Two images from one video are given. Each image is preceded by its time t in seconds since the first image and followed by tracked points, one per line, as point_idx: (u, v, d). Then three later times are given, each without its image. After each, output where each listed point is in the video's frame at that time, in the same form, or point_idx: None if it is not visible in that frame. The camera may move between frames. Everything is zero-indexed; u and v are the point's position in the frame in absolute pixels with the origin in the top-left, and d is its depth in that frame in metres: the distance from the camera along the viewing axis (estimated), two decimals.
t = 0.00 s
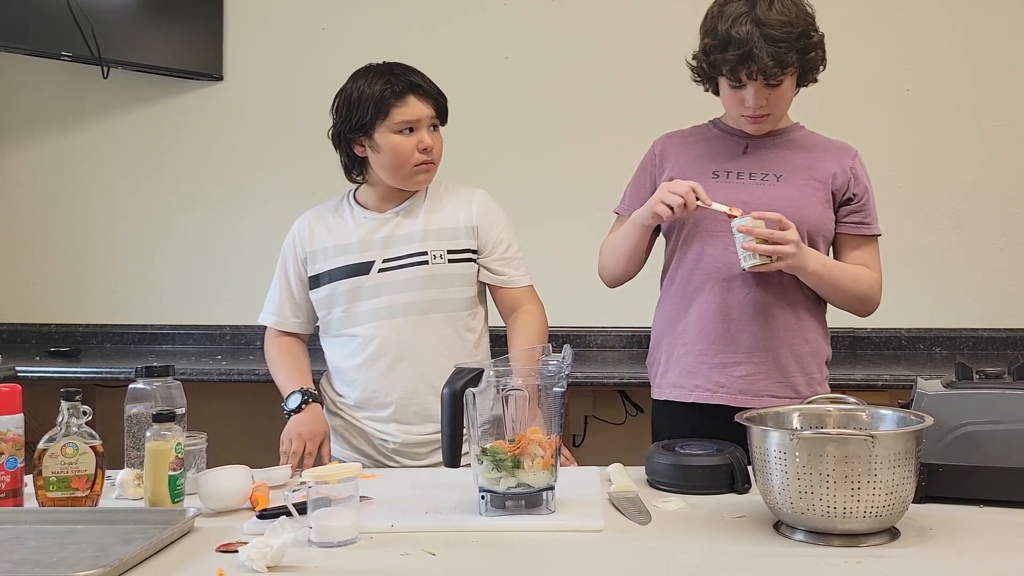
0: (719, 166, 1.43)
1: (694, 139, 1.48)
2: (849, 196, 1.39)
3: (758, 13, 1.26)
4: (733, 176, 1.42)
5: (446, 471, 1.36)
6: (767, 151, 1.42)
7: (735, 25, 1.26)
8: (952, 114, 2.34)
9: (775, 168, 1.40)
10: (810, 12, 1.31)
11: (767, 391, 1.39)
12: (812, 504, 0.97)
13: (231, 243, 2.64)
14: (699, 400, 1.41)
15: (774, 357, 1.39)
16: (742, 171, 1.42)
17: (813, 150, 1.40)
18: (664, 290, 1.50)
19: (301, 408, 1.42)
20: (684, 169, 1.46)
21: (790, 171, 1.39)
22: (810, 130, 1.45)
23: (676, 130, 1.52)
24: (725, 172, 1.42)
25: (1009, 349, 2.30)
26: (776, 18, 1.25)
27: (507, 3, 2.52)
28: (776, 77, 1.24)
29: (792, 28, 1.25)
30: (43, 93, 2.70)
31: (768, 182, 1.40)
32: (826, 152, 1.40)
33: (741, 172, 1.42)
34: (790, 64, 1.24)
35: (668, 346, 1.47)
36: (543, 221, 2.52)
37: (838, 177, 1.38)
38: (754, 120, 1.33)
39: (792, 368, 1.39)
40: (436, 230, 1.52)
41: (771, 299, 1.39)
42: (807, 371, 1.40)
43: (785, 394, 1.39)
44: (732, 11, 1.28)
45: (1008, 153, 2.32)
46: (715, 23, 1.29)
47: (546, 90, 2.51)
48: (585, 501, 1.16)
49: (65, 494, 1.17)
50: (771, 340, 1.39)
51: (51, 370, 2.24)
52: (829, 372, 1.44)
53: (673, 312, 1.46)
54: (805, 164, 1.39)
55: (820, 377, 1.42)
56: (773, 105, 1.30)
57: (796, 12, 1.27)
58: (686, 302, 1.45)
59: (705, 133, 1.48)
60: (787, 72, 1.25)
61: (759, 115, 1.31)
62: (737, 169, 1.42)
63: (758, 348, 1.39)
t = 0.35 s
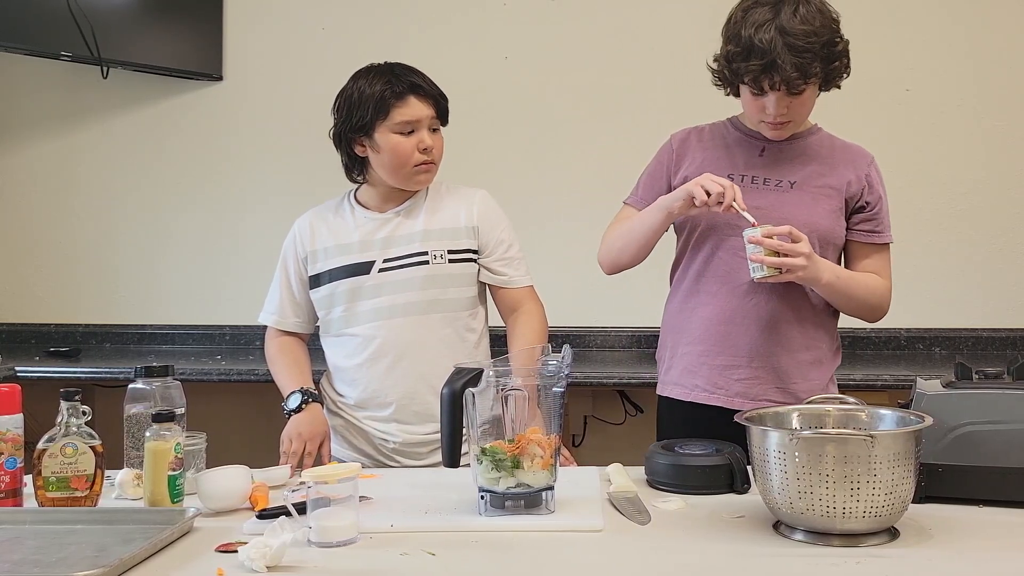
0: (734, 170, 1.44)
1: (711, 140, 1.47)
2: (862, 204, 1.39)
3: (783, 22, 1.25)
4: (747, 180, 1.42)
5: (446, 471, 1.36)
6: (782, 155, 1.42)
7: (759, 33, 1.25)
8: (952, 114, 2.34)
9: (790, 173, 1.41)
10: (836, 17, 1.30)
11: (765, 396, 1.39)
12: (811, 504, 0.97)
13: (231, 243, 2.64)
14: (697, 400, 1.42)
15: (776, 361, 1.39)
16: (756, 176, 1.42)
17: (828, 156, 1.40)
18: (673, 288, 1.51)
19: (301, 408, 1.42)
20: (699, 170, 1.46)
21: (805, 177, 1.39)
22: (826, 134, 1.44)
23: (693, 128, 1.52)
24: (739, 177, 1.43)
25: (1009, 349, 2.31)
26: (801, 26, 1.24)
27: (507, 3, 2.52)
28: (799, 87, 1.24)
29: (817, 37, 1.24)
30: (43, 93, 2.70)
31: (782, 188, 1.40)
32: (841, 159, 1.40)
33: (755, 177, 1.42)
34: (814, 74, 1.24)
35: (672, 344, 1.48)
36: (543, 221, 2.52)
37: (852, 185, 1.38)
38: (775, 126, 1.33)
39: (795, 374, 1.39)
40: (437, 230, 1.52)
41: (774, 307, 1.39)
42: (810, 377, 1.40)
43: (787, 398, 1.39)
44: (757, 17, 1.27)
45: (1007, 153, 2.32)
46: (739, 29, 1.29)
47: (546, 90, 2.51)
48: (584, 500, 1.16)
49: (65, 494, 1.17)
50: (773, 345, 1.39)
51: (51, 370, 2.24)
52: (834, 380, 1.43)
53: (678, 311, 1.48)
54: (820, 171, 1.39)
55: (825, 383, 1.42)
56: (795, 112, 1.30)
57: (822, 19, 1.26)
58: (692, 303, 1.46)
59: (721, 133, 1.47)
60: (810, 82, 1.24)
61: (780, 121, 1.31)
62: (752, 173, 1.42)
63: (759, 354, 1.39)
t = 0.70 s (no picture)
0: (736, 172, 1.44)
1: (712, 142, 1.48)
2: (866, 202, 1.39)
3: (769, 27, 1.25)
4: (748, 182, 1.42)
5: (446, 470, 1.36)
6: (784, 155, 1.42)
7: (746, 41, 1.26)
8: (952, 114, 2.34)
9: (791, 174, 1.41)
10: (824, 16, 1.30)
11: (767, 397, 1.39)
12: (811, 504, 0.97)
13: (231, 242, 2.64)
14: (699, 400, 1.42)
15: (778, 362, 1.39)
16: (757, 177, 1.42)
17: (830, 155, 1.40)
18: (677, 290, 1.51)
19: (303, 408, 1.42)
20: (701, 173, 1.46)
21: (806, 177, 1.39)
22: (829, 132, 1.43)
23: (695, 131, 1.52)
24: (740, 178, 1.43)
25: (1009, 349, 2.31)
26: (787, 29, 1.25)
27: (507, 4, 2.52)
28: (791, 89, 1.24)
29: (804, 38, 1.24)
30: (43, 93, 2.70)
31: (784, 189, 1.40)
32: (843, 158, 1.39)
33: (757, 178, 1.42)
34: (805, 75, 1.23)
35: (675, 345, 1.48)
36: (543, 221, 2.52)
37: (854, 183, 1.38)
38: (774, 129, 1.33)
39: (797, 375, 1.39)
40: (439, 230, 1.52)
41: (776, 306, 1.39)
42: (812, 378, 1.39)
43: (788, 399, 1.39)
44: (742, 25, 1.28)
45: (1007, 153, 2.32)
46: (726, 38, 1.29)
47: (546, 90, 2.51)
48: (585, 501, 1.16)
49: (65, 494, 1.17)
50: (775, 345, 1.39)
51: (51, 370, 2.24)
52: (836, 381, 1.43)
53: (681, 312, 1.48)
54: (821, 171, 1.39)
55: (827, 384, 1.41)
56: (792, 114, 1.30)
57: (809, 20, 1.26)
58: (694, 304, 1.46)
59: (723, 135, 1.47)
60: (802, 83, 1.24)
61: (779, 124, 1.31)
62: (753, 175, 1.43)
63: (760, 354, 1.39)
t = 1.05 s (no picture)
0: (726, 174, 1.45)
1: (703, 147, 1.49)
2: (859, 193, 1.37)
3: (729, 30, 1.27)
4: (738, 184, 1.43)
5: (447, 470, 1.36)
6: (773, 154, 1.42)
7: (708, 48, 1.28)
8: (952, 114, 2.34)
9: (780, 172, 1.41)
10: (790, 13, 1.30)
11: (767, 395, 1.38)
12: (812, 504, 0.97)
13: (231, 243, 2.64)
14: (700, 402, 1.42)
15: (776, 360, 1.38)
16: (748, 178, 1.43)
17: (820, 151, 1.39)
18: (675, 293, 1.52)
19: (303, 408, 1.42)
20: (692, 179, 1.48)
21: (796, 174, 1.39)
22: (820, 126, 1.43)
23: (689, 138, 1.54)
24: (732, 180, 1.44)
25: (1009, 349, 2.30)
26: (748, 32, 1.25)
27: (506, 3, 2.52)
28: (756, 89, 1.26)
29: (765, 39, 1.25)
30: (43, 93, 2.70)
31: (774, 188, 1.40)
32: (834, 152, 1.39)
33: (746, 179, 1.43)
34: (768, 74, 1.25)
35: (675, 348, 1.48)
36: (543, 220, 2.52)
37: (844, 177, 1.37)
38: (751, 129, 1.35)
39: (797, 372, 1.38)
40: (440, 230, 1.52)
41: (770, 304, 1.38)
42: (811, 375, 1.38)
43: (789, 397, 1.38)
44: (705, 30, 1.30)
45: (1007, 153, 2.32)
46: (690, 45, 1.32)
47: (546, 90, 2.51)
48: (585, 500, 1.16)
49: (65, 494, 1.17)
50: (773, 344, 1.39)
51: (51, 370, 2.24)
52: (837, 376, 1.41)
53: (680, 315, 1.48)
54: (811, 167, 1.39)
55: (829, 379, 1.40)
56: (766, 112, 1.31)
57: (771, 20, 1.27)
58: (690, 307, 1.46)
59: (714, 140, 1.49)
60: (767, 82, 1.26)
61: (753, 124, 1.33)
62: (744, 176, 1.43)
63: (758, 353, 1.39)
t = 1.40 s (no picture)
0: (716, 175, 1.45)
1: (696, 150, 1.50)
2: (849, 184, 1.36)
3: (699, 31, 1.29)
4: (729, 183, 1.44)
5: (447, 470, 1.36)
6: (761, 152, 1.42)
7: (680, 50, 1.30)
8: (952, 114, 2.34)
9: (770, 170, 1.41)
10: (762, 13, 1.32)
11: (765, 392, 1.38)
12: (812, 504, 0.97)
13: (231, 243, 2.64)
14: (698, 401, 1.43)
15: (772, 356, 1.38)
16: (738, 177, 1.43)
17: (808, 146, 1.39)
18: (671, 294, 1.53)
19: (303, 408, 1.43)
20: (685, 183, 1.49)
21: (785, 171, 1.39)
22: (808, 120, 1.42)
23: (682, 142, 1.55)
24: (723, 180, 1.44)
25: (1009, 349, 2.30)
26: (717, 30, 1.28)
27: (507, 3, 2.52)
28: (730, 84, 1.26)
29: (734, 35, 1.27)
30: (43, 93, 2.70)
31: (764, 185, 1.40)
32: (822, 146, 1.38)
33: (736, 180, 1.43)
34: (740, 68, 1.25)
35: (672, 349, 1.49)
36: (543, 221, 2.52)
37: (833, 170, 1.37)
38: (736, 131, 1.34)
39: (793, 368, 1.38)
40: (440, 230, 1.52)
41: (763, 299, 1.39)
42: (808, 370, 1.38)
43: (787, 392, 1.38)
44: (678, 36, 1.33)
45: (1007, 153, 2.32)
46: (665, 52, 1.34)
47: (546, 90, 2.51)
48: (585, 500, 1.16)
49: (65, 494, 1.17)
50: (768, 340, 1.38)
51: (51, 370, 2.24)
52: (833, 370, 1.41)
53: (675, 316, 1.49)
54: (801, 162, 1.39)
55: (825, 374, 1.40)
56: (748, 110, 1.31)
57: (740, 18, 1.29)
58: (685, 307, 1.47)
59: (706, 143, 1.50)
60: (741, 76, 1.26)
61: (737, 124, 1.32)
62: (734, 175, 1.44)
63: (753, 349, 1.39)
